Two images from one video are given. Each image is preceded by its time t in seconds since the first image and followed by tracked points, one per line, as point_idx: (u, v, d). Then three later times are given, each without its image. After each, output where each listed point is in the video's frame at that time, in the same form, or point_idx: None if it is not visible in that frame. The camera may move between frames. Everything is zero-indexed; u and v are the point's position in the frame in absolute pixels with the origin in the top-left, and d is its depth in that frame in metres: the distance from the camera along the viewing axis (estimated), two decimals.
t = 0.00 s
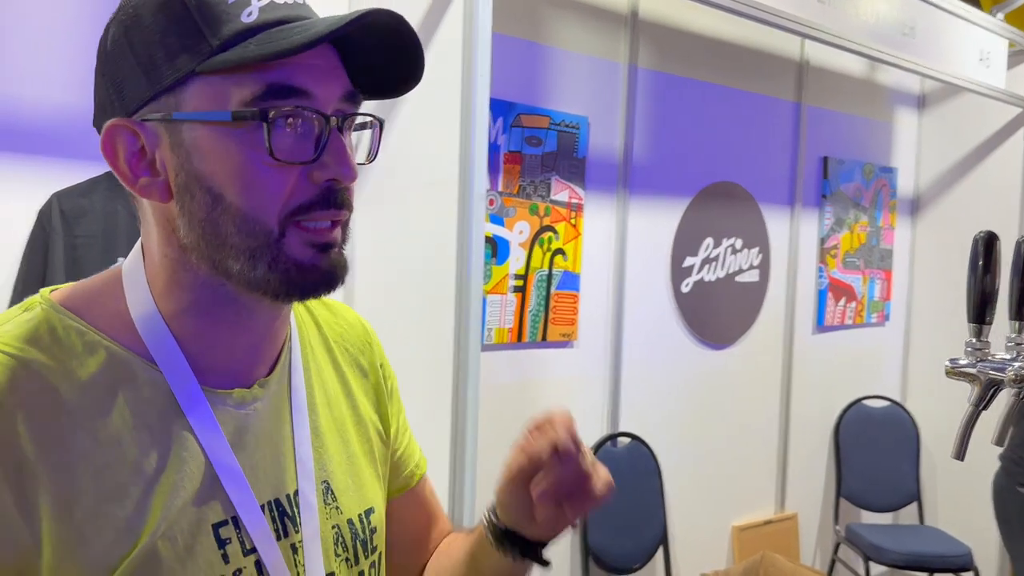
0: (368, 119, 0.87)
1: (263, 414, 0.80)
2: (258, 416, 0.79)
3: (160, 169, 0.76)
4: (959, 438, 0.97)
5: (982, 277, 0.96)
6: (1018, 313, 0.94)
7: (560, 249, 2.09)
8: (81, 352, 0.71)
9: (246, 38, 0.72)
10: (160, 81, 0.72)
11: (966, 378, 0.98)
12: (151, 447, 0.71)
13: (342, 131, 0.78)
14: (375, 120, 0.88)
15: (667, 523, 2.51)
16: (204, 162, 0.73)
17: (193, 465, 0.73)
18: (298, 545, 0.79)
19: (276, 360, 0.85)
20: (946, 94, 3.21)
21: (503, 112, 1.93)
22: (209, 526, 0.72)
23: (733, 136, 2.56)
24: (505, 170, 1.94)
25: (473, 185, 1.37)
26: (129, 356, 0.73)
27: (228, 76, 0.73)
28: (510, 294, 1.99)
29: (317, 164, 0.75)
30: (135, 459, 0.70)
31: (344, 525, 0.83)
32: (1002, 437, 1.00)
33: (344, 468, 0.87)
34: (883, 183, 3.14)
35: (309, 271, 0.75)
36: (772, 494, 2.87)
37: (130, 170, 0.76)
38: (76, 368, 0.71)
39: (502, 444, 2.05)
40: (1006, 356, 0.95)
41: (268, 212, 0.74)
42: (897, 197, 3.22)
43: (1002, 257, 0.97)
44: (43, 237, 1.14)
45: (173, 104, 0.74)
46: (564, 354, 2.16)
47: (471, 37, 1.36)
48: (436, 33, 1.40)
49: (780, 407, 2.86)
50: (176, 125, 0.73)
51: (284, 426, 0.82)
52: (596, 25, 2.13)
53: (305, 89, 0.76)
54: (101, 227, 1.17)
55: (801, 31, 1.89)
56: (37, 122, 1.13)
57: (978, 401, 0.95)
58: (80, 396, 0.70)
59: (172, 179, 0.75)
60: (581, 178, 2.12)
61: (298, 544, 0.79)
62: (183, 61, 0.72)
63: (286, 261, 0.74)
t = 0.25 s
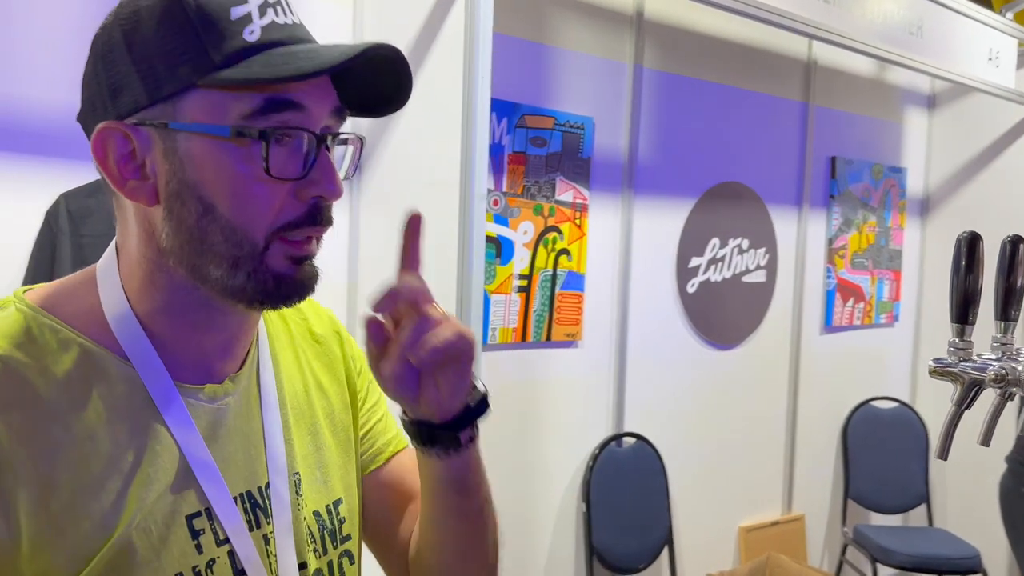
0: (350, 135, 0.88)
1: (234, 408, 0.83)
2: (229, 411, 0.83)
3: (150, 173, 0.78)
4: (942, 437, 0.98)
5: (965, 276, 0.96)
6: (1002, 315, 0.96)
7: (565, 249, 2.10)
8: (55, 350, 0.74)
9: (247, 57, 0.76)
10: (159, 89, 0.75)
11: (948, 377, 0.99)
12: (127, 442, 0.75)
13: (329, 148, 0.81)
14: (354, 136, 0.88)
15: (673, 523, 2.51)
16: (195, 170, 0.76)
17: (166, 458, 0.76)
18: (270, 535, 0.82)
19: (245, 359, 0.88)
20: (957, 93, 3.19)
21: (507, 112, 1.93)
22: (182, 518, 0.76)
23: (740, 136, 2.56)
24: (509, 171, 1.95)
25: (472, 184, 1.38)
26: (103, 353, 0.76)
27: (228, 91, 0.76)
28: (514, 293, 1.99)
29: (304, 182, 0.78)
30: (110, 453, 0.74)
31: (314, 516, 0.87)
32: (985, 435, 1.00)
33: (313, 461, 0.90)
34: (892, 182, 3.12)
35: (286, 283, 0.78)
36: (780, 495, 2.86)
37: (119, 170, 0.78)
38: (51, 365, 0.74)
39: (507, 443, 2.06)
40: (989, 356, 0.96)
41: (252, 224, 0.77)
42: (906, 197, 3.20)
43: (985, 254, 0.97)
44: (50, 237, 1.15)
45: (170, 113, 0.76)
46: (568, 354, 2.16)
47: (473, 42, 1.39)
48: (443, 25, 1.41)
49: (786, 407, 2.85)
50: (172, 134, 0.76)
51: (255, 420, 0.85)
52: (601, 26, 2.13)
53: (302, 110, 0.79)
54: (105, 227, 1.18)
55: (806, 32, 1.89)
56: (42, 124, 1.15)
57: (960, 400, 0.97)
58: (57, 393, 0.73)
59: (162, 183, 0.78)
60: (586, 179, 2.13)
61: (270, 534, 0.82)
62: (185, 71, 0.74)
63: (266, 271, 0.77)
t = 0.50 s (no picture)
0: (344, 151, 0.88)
1: (220, 397, 0.85)
2: (215, 399, 0.85)
3: (143, 174, 0.79)
4: (925, 434, 0.99)
5: (948, 274, 0.97)
6: (987, 311, 0.97)
7: (566, 249, 2.10)
8: (43, 337, 0.76)
9: (245, 69, 0.76)
10: (156, 94, 0.76)
11: (931, 375, 0.99)
12: (112, 429, 0.77)
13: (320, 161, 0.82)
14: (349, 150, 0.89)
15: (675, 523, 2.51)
16: (185, 175, 0.77)
17: (151, 444, 0.78)
18: (254, 523, 0.84)
19: (230, 351, 0.90)
20: (963, 94, 3.17)
21: (508, 112, 1.94)
22: (165, 503, 0.77)
23: (743, 136, 2.56)
24: (510, 170, 1.95)
25: (472, 184, 1.40)
26: (91, 342, 0.78)
27: (223, 102, 0.76)
28: (515, 293, 2.00)
29: (291, 193, 0.79)
30: (95, 438, 0.75)
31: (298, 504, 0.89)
32: (969, 432, 1.01)
33: (298, 450, 0.92)
34: (897, 183, 3.10)
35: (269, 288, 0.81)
36: (783, 496, 2.86)
37: (113, 170, 0.79)
38: (39, 351, 0.75)
39: (508, 442, 2.06)
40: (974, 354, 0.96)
41: (240, 230, 0.78)
42: (912, 198, 3.19)
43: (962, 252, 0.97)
44: (52, 234, 1.17)
45: (165, 118, 0.77)
46: (569, 354, 2.16)
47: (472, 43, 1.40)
48: (442, 25, 1.41)
49: (790, 408, 2.84)
50: (166, 138, 0.77)
51: (241, 410, 0.87)
52: (603, 26, 2.14)
53: (295, 123, 0.79)
54: (106, 225, 1.20)
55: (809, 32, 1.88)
56: (43, 121, 1.16)
57: (943, 397, 0.96)
58: (44, 380, 0.75)
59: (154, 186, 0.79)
60: (587, 179, 2.13)
61: (253, 522, 0.84)
62: (182, 78, 0.75)
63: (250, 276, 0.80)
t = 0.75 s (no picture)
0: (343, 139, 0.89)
1: (219, 389, 0.85)
2: (215, 392, 0.85)
3: (141, 167, 0.80)
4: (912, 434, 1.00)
5: (936, 272, 0.99)
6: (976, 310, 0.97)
7: (568, 250, 2.10)
8: (43, 328, 0.77)
9: (237, 58, 0.76)
10: (151, 87, 0.76)
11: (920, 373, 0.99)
12: (106, 419, 0.77)
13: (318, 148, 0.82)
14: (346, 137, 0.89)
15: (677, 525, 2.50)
16: (184, 165, 0.77)
17: (146, 435, 0.78)
18: (249, 515, 0.84)
19: (234, 340, 0.89)
20: (969, 95, 3.16)
21: (510, 112, 1.94)
22: (159, 493, 0.77)
23: (746, 137, 2.55)
24: (511, 170, 1.95)
25: (468, 182, 1.37)
26: (91, 335, 0.79)
27: (216, 90, 0.77)
28: (516, 294, 2.00)
29: (289, 179, 0.79)
30: (89, 428, 0.76)
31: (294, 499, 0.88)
32: (959, 431, 1.00)
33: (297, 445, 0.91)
34: (902, 185, 3.09)
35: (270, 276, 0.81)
36: (786, 498, 2.84)
37: (112, 164, 0.80)
38: (38, 342, 0.76)
39: (508, 442, 2.06)
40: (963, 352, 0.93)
41: (238, 218, 0.78)
42: (917, 200, 3.17)
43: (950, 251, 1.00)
44: (51, 233, 1.18)
45: (161, 109, 0.78)
46: (570, 355, 2.16)
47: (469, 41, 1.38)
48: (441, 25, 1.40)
49: (793, 410, 2.83)
50: (163, 129, 0.77)
51: (240, 403, 0.87)
52: (605, 27, 2.14)
53: (289, 109, 0.79)
54: (106, 224, 1.21)
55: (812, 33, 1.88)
56: (43, 122, 1.17)
57: (929, 396, 0.96)
58: (41, 370, 0.75)
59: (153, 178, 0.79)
60: (589, 180, 2.13)
61: (248, 515, 0.84)
62: (175, 71, 0.76)
63: (251, 265, 0.80)
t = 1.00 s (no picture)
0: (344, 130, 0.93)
1: (218, 392, 0.84)
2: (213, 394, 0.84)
3: (142, 165, 0.80)
4: (903, 438, 0.98)
5: (926, 274, 0.96)
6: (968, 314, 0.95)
7: (567, 252, 2.09)
8: (44, 326, 0.77)
9: (227, 47, 0.76)
10: (146, 83, 0.77)
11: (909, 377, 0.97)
12: (102, 418, 0.77)
13: (314, 138, 0.81)
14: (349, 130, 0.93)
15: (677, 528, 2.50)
16: (182, 160, 0.77)
17: (142, 435, 0.78)
18: (245, 518, 0.83)
19: (235, 344, 0.89)
20: (973, 98, 3.15)
21: (510, 114, 1.94)
22: (153, 493, 0.77)
23: (748, 139, 2.55)
24: (511, 172, 1.95)
25: (467, 186, 1.41)
26: (92, 335, 0.78)
27: (208, 82, 0.77)
28: (515, 296, 2.00)
29: (287, 169, 0.79)
30: (86, 427, 0.76)
31: (292, 504, 0.87)
32: (951, 435, 0.99)
33: (298, 450, 0.90)
34: (904, 188, 3.08)
35: (274, 267, 0.79)
36: (788, 502, 2.84)
37: (114, 164, 0.80)
38: (38, 341, 0.76)
39: (508, 444, 2.06)
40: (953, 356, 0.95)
41: (239, 211, 0.78)
42: (920, 203, 3.16)
43: (943, 253, 0.96)
44: (49, 234, 1.18)
45: (157, 106, 0.78)
46: (570, 357, 2.16)
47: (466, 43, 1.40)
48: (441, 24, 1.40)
49: (795, 414, 2.82)
50: (160, 125, 0.77)
51: (240, 405, 0.86)
52: (606, 29, 2.13)
53: (280, 95, 0.79)
54: (105, 224, 1.20)
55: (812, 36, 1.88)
56: (44, 124, 1.17)
57: (920, 401, 0.94)
58: (39, 368, 0.75)
59: (153, 175, 0.79)
60: (589, 182, 2.13)
61: (243, 517, 0.83)
62: (169, 66, 0.76)
63: (253, 257, 0.78)
